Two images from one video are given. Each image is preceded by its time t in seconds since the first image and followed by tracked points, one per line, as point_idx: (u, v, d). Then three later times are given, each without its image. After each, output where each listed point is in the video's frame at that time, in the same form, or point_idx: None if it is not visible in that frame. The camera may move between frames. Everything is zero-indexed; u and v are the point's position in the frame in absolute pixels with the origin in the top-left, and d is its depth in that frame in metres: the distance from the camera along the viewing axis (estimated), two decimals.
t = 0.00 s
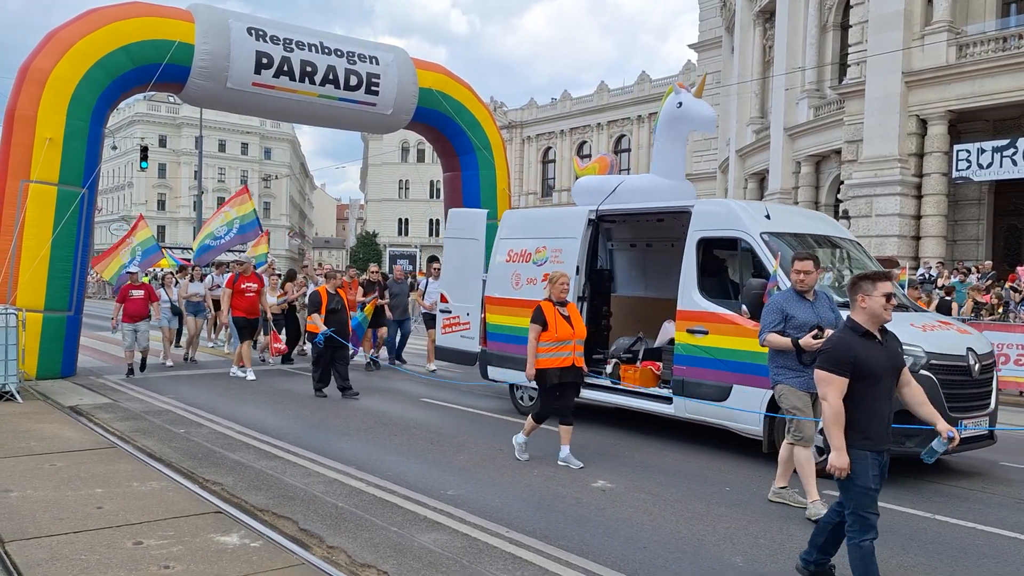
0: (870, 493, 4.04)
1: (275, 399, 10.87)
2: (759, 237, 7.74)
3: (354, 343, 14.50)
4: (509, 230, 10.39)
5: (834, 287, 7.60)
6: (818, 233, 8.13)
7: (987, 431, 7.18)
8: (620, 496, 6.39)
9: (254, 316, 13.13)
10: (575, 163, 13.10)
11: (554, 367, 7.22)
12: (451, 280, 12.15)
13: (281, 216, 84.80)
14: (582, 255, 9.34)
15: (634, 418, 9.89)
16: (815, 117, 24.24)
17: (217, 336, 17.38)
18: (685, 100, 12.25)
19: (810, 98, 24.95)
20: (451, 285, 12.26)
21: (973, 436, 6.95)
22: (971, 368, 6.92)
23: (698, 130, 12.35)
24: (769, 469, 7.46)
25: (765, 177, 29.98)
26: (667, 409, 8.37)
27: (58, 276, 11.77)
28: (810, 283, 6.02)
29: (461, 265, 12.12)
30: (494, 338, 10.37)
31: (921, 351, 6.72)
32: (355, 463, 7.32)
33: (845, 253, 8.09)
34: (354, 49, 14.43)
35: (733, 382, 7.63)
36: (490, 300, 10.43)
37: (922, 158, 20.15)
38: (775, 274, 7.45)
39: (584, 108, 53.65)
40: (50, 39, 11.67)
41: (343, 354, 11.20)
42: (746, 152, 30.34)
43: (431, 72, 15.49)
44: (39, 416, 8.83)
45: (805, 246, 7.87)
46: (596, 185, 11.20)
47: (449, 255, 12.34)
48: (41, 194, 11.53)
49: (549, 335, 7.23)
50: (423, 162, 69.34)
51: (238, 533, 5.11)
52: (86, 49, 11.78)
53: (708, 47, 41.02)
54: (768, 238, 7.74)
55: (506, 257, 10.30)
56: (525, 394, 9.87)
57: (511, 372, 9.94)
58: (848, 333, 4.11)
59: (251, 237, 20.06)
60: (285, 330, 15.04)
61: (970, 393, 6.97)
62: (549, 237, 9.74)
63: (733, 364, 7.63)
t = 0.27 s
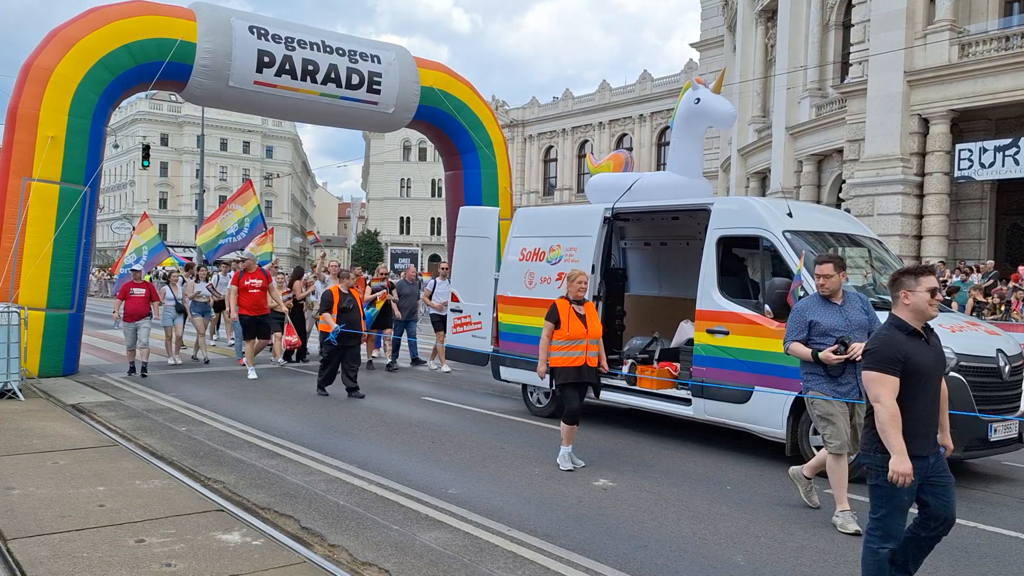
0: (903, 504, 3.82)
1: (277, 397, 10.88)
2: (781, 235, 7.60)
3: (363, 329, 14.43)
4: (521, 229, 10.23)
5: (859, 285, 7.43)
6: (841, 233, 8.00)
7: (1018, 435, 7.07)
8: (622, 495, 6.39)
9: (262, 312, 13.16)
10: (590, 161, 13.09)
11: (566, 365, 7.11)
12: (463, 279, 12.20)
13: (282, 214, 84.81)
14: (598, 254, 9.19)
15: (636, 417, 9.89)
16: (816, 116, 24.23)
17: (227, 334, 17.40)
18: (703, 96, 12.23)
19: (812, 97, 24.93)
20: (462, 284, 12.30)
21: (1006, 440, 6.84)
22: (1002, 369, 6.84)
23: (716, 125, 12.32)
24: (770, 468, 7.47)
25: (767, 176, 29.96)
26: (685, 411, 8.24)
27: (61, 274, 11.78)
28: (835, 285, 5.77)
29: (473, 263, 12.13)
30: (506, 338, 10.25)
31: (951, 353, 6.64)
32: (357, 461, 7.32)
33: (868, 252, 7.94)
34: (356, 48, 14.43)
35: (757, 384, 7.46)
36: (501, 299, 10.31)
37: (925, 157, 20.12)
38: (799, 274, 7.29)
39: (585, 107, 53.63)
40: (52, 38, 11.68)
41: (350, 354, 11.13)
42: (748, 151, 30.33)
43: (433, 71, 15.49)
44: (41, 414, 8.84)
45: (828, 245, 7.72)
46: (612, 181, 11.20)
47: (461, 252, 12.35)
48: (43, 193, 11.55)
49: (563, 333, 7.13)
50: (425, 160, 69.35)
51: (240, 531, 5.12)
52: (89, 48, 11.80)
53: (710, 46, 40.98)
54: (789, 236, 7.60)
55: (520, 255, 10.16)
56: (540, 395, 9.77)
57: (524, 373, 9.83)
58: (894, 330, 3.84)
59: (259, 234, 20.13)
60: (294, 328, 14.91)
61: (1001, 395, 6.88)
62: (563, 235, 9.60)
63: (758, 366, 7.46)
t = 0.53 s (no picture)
0: (944, 522, 3.67)
1: (279, 396, 10.86)
2: (805, 234, 7.44)
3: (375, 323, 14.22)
4: (533, 228, 10.15)
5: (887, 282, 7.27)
6: (866, 233, 7.83)
7: None
8: (623, 495, 6.38)
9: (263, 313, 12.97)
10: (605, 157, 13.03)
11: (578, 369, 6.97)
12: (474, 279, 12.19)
13: (284, 214, 84.83)
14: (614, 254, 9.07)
15: (638, 417, 9.86)
16: (818, 116, 24.22)
17: (230, 333, 17.38)
18: (722, 92, 12.14)
19: (814, 97, 24.93)
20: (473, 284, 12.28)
21: None
22: None
23: (734, 122, 12.20)
24: (773, 468, 7.45)
25: (768, 176, 29.95)
26: (705, 413, 8.09)
27: (62, 274, 11.79)
28: (853, 280, 5.58)
29: (487, 262, 12.12)
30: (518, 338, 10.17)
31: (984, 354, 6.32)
32: (358, 461, 7.32)
33: (894, 252, 7.76)
34: (358, 47, 14.43)
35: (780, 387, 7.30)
36: (513, 299, 10.24)
37: (926, 157, 20.10)
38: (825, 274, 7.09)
39: (586, 106, 53.64)
40: (54, 38, 11.68)
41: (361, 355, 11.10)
42: (750, 150, 30.33)
43: (434, 71, 15.49)
44: (43, 413, 8.85)
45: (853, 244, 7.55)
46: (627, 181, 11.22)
47: (472, 251, 12.34)
48: (45, 192, 11.55)
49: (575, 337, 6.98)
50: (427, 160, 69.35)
51: (241, 530, 5.12)
52: (91, 48, 11.80)
53: (711, 45, 40.93)
54: (814, 235, 7.44)
55: (533, 255, 10.08)
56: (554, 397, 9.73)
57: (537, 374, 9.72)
58: (957, 338, 3.67)
59: (262, 231, 20.01)
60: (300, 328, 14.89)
61: None
62: (577, 234, 9.50)
63: (781, 368, 7.29)
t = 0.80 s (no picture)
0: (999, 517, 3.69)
1: (277, 396, 10.85)
2: (826, 233, 7.32)
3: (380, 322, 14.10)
4: (543, 228, 10.08)
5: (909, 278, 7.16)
6: (885, 232, 7.73)
7: None
8: (621, 495, 6.38)
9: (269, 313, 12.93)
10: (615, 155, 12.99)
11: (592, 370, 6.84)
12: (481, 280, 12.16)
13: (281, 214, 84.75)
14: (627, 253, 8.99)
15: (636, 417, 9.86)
16: (815, 116, 24.23)
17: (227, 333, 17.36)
18: (737, 89, 12.03)
19: (811, 97, 24.95)
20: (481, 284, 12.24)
21: None
22: None
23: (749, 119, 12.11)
24: (771, 468, 7.45)
25: (766, 175, 29.99)
26: (721, 416, 7.96)
27: (59, 273, 11.77)
28: (874, 279, 5.36)
29: (494, 262, 12.10)
30: (528, 339, 10.10)
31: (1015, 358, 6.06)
32: (356, 460, 7.31)
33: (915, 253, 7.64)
34: (355, 47, 14.43)
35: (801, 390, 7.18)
36: (524, 300, 10.16)
37: (924, 157, 20.14)
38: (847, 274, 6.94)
39: (584, 106, 53.66)
40: (51, 37, 11.66)
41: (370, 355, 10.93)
42: (747, 150, 30.35)
43: (432, 70, 15.49)
44: (40, 413, 8.84)
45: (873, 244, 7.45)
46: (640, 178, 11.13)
47: (480, 251, 12.34)
48: (42, 192, 11.54)
49: (586, 337, 6.85)
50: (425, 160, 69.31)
51: (239, 530, 5.12)
52: (89, 47, 11.79)
53: (709, 45, 40.96)
54: (835, 234, 7.33)
55: (543, 254, 9.97)
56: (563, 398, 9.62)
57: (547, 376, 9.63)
58: (1013, 333, 3.68)
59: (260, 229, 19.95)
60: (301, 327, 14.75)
61: None
62: (590, 233, 9.42)
63: (800, 370, 7.18)
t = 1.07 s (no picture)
0: None
1: (276, 396, 10.84)
2: (850, 231, 7.18)
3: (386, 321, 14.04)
4: (554, 228, 10.00)
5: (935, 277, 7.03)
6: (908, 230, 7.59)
7: None
8: (620, 494, 6.38)
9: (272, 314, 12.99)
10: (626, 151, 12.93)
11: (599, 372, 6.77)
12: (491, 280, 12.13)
13: (280, 214, 84.71)
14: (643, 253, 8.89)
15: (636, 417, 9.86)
16: (814, 116, 24.25)
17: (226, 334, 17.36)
18: (754, 85, 11.94)
19: (810, 96, 24.97)
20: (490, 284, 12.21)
21: None
22: None
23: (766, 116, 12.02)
24: (771, 468, 7.45)
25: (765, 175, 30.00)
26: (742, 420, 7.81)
27: (58, 273, 11.77)
28: (905, 280, 5.29)
29: (505, 262, 12.08)
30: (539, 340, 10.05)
31: None
32: (354, 460, 7.31)
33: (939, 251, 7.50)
34: (354, 47, 14.42)
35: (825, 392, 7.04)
36: (535, 300, 10.08)
37: (922, 156, 20.16)
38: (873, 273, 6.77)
39: (583, 106, 53.67)
40: (49, 37, 11.65)
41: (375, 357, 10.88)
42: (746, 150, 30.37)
43: (431, 70, 15.49)
44: (39, 413, 8.84)
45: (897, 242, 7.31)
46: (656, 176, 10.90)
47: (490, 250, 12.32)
48: (40, 192, 11.53)
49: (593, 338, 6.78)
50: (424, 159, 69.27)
51: (238, 530, 5.12)
52: (87, 47, 11.79)
53: (708, 45, 40.96)
54: (859, 233, 7.19)
55: (555, 255, 9.87)
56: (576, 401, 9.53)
57: (559, 378, 9.58)
58: None
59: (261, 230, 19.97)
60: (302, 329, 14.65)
61: None
62: (603, 232, 9.32)
63: (824, 372, 7.05)
